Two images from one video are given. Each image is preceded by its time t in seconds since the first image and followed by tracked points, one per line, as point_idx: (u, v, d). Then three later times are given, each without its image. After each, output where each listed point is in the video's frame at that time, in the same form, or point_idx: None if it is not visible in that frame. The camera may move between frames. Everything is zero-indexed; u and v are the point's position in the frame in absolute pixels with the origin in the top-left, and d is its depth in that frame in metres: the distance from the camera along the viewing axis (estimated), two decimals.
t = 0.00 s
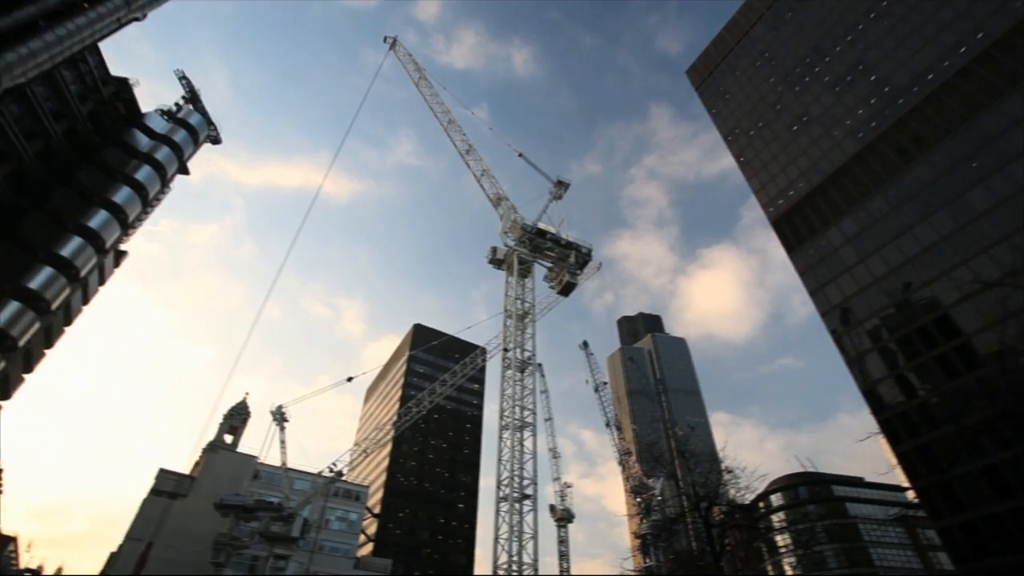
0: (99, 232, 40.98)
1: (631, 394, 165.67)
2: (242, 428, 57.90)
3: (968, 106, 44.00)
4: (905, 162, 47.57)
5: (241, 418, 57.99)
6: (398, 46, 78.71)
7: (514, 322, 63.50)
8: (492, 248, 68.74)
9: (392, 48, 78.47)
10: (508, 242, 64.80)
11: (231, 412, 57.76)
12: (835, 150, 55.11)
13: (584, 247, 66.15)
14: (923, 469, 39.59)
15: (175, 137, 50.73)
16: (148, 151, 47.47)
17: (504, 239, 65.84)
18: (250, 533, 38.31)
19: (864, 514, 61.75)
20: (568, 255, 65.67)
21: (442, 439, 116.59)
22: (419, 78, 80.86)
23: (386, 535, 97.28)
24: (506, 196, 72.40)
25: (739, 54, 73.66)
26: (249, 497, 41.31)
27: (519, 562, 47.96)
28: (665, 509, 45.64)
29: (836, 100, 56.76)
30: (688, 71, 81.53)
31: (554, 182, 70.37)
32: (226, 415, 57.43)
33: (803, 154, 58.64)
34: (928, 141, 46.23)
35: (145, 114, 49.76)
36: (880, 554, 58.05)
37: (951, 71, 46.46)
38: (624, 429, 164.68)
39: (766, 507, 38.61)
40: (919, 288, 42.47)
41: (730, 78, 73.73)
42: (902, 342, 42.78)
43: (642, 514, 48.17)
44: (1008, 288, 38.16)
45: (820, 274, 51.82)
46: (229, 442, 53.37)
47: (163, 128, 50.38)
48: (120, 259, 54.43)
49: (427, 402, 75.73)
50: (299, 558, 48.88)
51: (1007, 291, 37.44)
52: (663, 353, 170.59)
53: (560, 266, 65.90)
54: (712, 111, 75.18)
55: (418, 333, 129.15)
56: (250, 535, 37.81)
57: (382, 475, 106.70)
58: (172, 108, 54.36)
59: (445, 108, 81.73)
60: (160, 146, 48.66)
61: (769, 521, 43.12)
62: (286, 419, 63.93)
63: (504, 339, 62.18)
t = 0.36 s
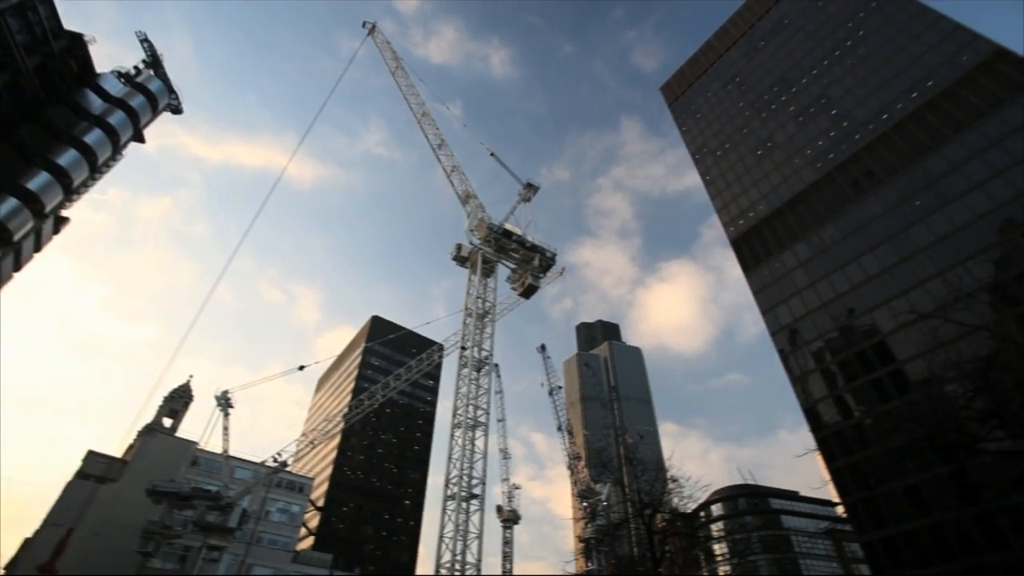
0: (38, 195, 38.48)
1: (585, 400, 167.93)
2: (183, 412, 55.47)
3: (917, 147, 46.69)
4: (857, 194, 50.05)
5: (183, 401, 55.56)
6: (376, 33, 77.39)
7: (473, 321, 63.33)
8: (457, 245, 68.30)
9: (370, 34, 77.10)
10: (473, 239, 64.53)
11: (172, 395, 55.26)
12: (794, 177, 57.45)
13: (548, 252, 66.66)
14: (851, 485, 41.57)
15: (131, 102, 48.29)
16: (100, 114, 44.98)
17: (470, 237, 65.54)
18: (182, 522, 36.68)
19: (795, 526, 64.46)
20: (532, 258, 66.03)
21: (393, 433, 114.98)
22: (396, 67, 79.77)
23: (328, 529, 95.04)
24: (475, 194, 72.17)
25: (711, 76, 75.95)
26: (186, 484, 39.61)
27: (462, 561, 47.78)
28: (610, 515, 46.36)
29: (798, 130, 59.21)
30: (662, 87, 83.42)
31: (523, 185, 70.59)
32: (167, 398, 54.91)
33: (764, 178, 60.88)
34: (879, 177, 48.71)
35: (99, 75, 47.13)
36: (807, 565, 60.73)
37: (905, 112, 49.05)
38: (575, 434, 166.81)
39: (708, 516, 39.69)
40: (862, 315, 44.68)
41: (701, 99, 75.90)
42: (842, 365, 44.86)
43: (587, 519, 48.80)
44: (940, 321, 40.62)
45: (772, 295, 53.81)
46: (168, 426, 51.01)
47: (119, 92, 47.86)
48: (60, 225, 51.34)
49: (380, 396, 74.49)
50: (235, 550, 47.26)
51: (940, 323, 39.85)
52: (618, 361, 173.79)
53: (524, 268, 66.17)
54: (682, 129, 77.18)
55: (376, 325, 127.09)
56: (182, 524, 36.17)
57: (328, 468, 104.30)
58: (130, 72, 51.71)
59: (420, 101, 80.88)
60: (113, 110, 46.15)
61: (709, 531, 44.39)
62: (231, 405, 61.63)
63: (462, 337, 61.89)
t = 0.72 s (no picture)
0: None
1: (542, 402, 169.06)
2: (124, 393, 52.92)
3: (872, 178, 49.03)
4: (814, 220, 52.17)
5: (124, 382, 53.01)
6: (356, 18, 76.00)
7: (436, 317, 62.86)
8: (424, 240, 67.63)
9: (350, 19, 75.66)
10: (440, 235, 64.05)
11: (113, 375, 52.64)
12: (757, 199, 59.43)
13: (515, 253, 66.86)
14: (791, 498, 43.20)
15: (88, 64, 45.86)
16: (51, 73, 42.44)
17: (437, 233, 65.01)
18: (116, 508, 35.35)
19: (736, 535, 66.50)
20: (499, 258, 66.07)
21: (346, 426, 112.86)
22: (374, 54, 78.54)
23: (272, 521, 92.42)
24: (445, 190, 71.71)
25: (685, 94, 77.87)
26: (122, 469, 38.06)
27: (409, 558, 47.27)
28: (559, 517, 46.75)
29: (764, 153, 61.29)
30: (638, 100, 85.10)
31: (494, 184, 70.56)
32: (107, 378, 52.28)
33: (729, 197, 62.77)
34: (836, 204, 50.93)
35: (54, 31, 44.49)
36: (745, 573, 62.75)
37: (863, 145, 51.49)
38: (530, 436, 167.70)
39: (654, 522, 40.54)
40: (811, 335, 46.58)
41: (674, 115, 77.70)
42: (790, 382, 46.60)
43: (537, 520, 49.06)
44: (882, 345, 42.72)
45: (729, 311, 55.45)
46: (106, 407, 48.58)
47: (74, 51, 45.33)
48: None
49: (335, 387, 72.99)
50: (170, 540, 45.57)
51: (882, 347, 41.92)
52: (577, 366, 175.80)
53: (489, 267, 66.12)
54: (654, 142, 78.82)
55: (335, 315, 124.57)
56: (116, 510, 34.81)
57: (277, 459, 101.48)
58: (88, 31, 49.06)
59: (396, 91, 79.87)
60: (67, 70, 43.68)
61: (654, 537, 45.28)
62: (176, 389, 59.19)
63: (423, 333, 61.35)
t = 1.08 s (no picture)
0: None
1: (502, 403, 169.12)
2: (65, 372, 50.30)
3: (832, 203, 51.02)
4: (775, 239, 53.95)
5: (66, 360, 50.40)
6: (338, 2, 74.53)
7: (400, 312, 62.14)
8: (393, 233, 66.72)
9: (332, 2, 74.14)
10: (410, 229, 63.34)
11: (54, 353, 49.98)
12: (724, 215, 61.03)
13: (485, 252, 66.71)
14: (739, 507, 44.33)
15: (45, 21, 43.42)
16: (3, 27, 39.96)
17: (407, 226, 64.28)
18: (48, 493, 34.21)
19: (685, 542, 68.04)
20: (468, 256, 65.82)
21: (301, 418, 110.22)
22: (355, 41, 77.14)
23: (216, 512, 89.38)
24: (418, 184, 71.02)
25: (662, 107, 79.37)
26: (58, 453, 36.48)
27: (358, 555, 46.48)
28: (513, 518, 46.79)
29: (733, 172, 63.00)
30: (615, 109, 86.29)
31: (468, 182, 70.30)
32: (47, 355, 49.59)
33: (697, 211, 64.25)
34: (797, 226, 52.76)
35: None
36: None
37: (825, 170, 53.54)
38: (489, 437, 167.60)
39: (607, 526, 41.06)
40: (767, 351, 48.11)
41: (650, 127, 79.04)
42: (745, 395, 47.97)
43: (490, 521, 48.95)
44: (832, 363, 44.46)
45: (691, 323, 56.72)
46: (43, 386, 46.08)
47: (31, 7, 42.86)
48: None
49: (293, 376, 71.19)
50: (104, 528, 43.66)
51: (832, 366, 43.63)
52: (539, 368, 176.68)
53: (458, 265, 65.80)
54: (629, 152, 80.01)
55: (297, 303, 121.66)
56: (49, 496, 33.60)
57: (226, 448, 98.27)
58: None
59: (375, 79, 78.66)
60: (21, 26, 41.22)
61: (605, 541, 45.74)
62: (123, 370, 56.63)
63: (386, 327, 60.51)
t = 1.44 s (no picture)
0: None
1: (465, 402, 168.57)
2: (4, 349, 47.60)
3: (796, 223, 52.76)
4: (741, 255, 55.41)
5: (6, 336, 47.69)
6: None
7: (367, 304, 61.23)
8: (364, 224, 65.65)
9: None
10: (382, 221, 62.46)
11: None
12: (693, 228, 62.36)
13: (456, 249, 66.33)
14: (692, 514, 45.22)
15: None
16: None
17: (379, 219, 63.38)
18: None
19: (638, 546, 69.21)
20: (439, 252, 65.37)
21: (257, 407, 107.27)
22: (337, 26, 75.69)
23: (162, 502, 86.09)
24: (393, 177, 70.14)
25: (640, 118, 80.58)
26: None
27: (309, 550, 45.46)
28: (469, 517, 46.56)
29: (704, 186, 64.44)
30: (594, 116, 87.19)
31: (443, 178, 69.83)
32: None
33: (668, 223, 65.44)
34: (762, 243, 54.33)
35: None
36: None
37: (792, 191, 55.32)
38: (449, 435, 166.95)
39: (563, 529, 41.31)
40: (727, 362, 49.35)
41: (628, 136, 80.10)
42: (703, 405, 49.07)
43: (446, 520, 48.62)
44: (788, 378, 45.93)
45: (655, 331, 57.70)
46: None
47: None
48: None
49: (251, 365, 69.24)
50: (36, 515, 41.51)
51: (787, 380, 45.04)
52: (504, 369, 176.92)
53: (428, 261, 65.26)
54: (605, 160, 80.90)
55: (260, 290, 118.49)
56: None
57: (176, 435, 94.83)
58: None
59: (355, 67, 77.34)
60: None
61: (560, 544, 46.00)
62: (68, 350, 53.96)
63: (351, 319, 59.51)
